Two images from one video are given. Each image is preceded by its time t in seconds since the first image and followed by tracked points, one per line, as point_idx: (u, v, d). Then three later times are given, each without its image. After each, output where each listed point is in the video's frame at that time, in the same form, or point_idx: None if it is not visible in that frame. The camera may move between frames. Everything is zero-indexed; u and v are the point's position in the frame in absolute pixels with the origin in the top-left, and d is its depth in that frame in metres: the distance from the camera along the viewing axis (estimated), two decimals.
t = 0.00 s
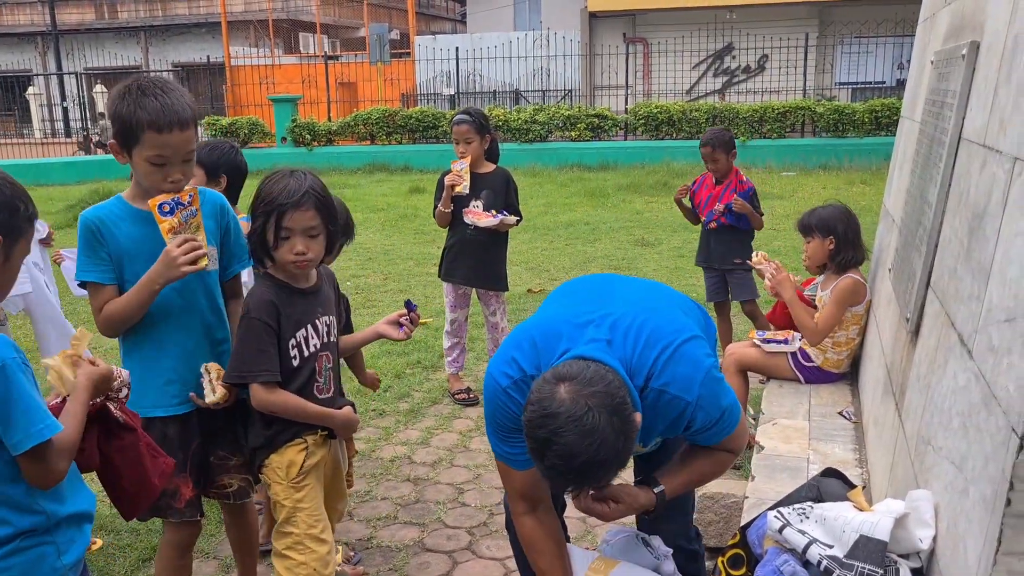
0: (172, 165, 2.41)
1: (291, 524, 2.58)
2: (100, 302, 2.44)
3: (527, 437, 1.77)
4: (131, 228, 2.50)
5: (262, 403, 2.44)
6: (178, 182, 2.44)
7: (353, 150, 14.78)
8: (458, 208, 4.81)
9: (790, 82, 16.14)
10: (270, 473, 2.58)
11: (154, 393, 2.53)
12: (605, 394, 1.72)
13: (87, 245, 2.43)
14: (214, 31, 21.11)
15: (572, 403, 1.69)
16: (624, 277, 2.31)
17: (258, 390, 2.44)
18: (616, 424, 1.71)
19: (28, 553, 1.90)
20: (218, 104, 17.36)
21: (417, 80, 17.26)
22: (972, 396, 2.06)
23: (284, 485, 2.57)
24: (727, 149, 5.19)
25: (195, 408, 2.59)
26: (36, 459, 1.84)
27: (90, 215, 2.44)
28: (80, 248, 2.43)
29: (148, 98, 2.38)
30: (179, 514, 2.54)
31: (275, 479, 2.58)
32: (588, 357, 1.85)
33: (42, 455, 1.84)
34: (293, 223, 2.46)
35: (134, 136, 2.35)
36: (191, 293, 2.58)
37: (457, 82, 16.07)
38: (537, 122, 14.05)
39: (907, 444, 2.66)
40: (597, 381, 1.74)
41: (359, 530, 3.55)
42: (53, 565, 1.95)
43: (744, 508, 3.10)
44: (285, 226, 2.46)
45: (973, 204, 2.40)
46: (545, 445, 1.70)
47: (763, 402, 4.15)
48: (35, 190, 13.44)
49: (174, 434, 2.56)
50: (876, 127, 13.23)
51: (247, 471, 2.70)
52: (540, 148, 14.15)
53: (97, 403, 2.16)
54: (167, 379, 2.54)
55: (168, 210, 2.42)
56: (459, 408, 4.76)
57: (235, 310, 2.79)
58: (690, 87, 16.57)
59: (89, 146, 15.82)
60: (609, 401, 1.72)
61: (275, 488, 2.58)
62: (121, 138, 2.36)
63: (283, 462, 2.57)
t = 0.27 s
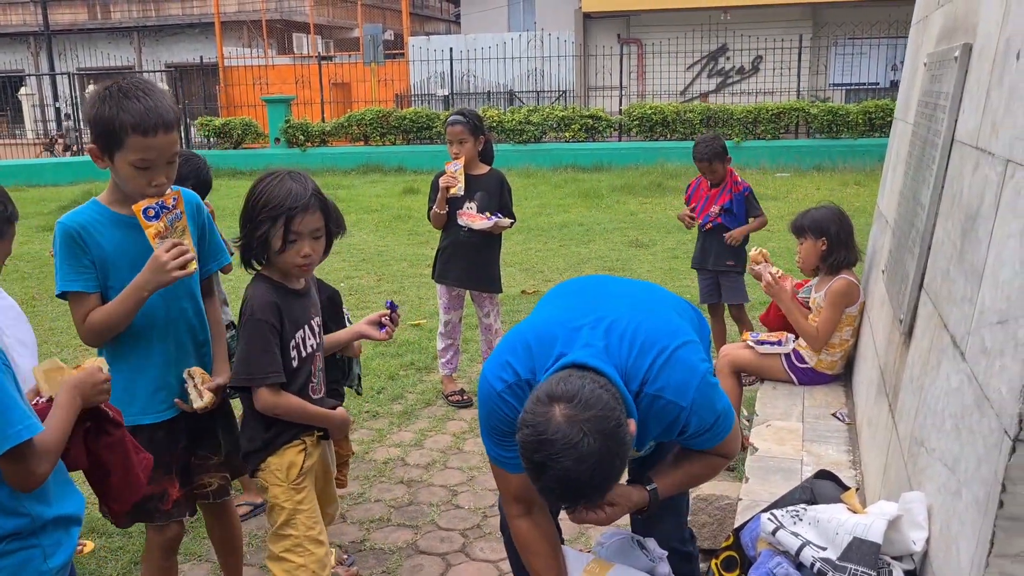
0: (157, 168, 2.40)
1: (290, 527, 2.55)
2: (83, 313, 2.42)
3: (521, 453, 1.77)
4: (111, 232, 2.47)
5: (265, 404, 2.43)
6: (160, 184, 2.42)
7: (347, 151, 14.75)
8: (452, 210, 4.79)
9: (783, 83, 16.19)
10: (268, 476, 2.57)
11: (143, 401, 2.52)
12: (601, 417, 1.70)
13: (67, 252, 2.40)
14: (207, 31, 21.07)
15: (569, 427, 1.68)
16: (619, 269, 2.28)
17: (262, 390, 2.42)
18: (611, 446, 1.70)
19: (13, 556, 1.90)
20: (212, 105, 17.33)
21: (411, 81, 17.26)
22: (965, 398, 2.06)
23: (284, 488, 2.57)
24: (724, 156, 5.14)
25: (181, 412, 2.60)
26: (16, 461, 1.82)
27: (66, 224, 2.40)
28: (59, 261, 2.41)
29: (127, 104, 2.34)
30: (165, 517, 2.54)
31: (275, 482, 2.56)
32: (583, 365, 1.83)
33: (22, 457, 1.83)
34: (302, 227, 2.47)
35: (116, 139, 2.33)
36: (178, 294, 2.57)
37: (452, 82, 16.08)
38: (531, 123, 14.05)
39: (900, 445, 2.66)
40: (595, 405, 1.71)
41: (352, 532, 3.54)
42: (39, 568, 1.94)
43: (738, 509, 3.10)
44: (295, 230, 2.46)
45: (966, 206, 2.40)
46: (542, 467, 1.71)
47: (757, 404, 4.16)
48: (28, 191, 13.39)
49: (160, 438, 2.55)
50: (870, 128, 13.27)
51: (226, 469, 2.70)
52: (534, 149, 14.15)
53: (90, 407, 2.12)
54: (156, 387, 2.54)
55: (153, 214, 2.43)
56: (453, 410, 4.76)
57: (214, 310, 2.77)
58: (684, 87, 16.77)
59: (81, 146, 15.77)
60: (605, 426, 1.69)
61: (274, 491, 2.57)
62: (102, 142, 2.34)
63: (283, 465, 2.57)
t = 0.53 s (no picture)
0: (153, 149, 2.40)
1: (308, 539, 2.55)
2: (86, 311, 2.38)
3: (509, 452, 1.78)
4: (104, 228, 2.45)
5: (274, 420, 2.43)
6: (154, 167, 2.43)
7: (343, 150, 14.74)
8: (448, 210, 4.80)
9: (778, 84, 16.23)
10: (280, 490, 2.55)
11: (144, 401, 2.51)
12: (589, 417, 1.71)
13: (64, 251, 2.36)
14: (203, 30, 21.05)
15: (555, 425, 1.69)
16: (623, 278, 2.30)
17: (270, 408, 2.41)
18: (599, 446, 1.71)
19: (7, 556, 1.91)
20: (207, 104, 17.31)
21: (407, 81, 17.25)
22: (958, 398, 2.08)
23: (299, 499, 2.56)
24: (724, 156, 5.16)
25: (182, 407, 2.60)
26: (10, 459, 1.83)
27: (56, 221, 2.37)
28: (57, 259, 2.36)
29: (118, 87, 2.36)
30: (167, 517, 2.57)
31: (288, 495, 2.55)
32: (575, 371, 1.85)
33: (15, 453, 1.83)
34: (304, 236, 2.48)
35: (115, 124, 2.32)
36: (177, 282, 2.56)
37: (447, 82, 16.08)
38: (527, 123, 14.06)
39: (895, 446, 2.68)
40: (584, 405, 1.72)
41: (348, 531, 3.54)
42: (33, 568, 1.95)
43: (733, 509, 3.11)
44: (298, 238, 2.46)
45: (960, 207, 2.41)
46: (528, 464, 1.72)
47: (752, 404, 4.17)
48: (24, 189, 13.36)
49: (162, 437, 2.56)
50: (865, 129, 13.30)
51: (224, 469, 2.72)
52: (530, 149, 14.15)
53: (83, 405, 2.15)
54: (157, 382, 2.53)
55: (154, 198, 2.40)
56: (449, 409, 4.76)
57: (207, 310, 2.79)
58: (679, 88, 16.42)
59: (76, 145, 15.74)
60: (593, 425, 1.71)
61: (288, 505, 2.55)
62: (97, 128, 2.32)
63: (295, 477, 2.56)
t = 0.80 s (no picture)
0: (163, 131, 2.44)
1: (253, 566, 2.46)
2: (139, 306, 2.38)
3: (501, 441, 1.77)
4: (131, 224, 2.45)
5: (242, 461, 2.30)
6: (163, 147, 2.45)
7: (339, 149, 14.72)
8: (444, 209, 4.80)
9: (774, 84, 16.27)
10: (225, 516, 2.47)
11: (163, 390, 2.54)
12: (583, 412, 1.71)
13: (109, 249, 2.36)
14: (199, 28, 21.01)
15: (550, 418, 1.69)
16: (627, 290, 2.30)
17: (238, 447, 2.28)
18: (592, 442, 1.70)
19: None
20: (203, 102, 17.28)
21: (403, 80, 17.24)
22: (953, 400, 2.07)
23: (241, 526, 2.46)
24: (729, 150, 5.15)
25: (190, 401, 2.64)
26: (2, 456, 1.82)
27: (86, 224, 2.34)
28: (104, 259, 2.35)
29: (103, 84, 2.32)
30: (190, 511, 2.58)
31: (231, 522, 2.46)
32: (570, 372, 1.85)
33: (7, 448, 1.83)
34: (332, 271, 2.39)
35: (143, 110, 2.35)
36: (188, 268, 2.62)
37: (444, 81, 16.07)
38: (523, 122, 14.05)
39: (890, 446, 2.68)
40: (577, 400, 1.73)
41: (343, 531, 3.53)
42: (24, 569, 1.94)
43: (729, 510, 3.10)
44: (326, 275, 2.37)
45: (956, 208, 2.42)
46: (520, 458, 1.71)
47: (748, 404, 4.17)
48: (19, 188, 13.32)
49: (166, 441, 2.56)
50: (860, 130, 13.32)
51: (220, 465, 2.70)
52: (525, 149, 14.14)
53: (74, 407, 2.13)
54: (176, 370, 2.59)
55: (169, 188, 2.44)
56: (444, 409, 4.76)
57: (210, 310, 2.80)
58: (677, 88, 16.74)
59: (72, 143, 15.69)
60: (586, 420, 1.71)
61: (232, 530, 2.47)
62: (125, 115, 2.33)
63: (236, 506, 2.45)
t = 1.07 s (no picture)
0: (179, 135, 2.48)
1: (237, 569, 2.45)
2: (156, 308, 2.39)
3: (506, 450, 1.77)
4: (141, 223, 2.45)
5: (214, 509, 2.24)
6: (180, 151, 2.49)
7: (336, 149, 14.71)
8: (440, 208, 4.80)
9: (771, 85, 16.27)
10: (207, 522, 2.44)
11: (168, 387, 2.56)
12: (585, 409, 1.72)
13: (119, 251, 2.33)
14: (196, 27, 20.98)
15: (553, 419, 1.69)
16: (619, 281, 2.29)
17: (209, 501, 2.22)
18: (596, 437, 1.70)
19: None
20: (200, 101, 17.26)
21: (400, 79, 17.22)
22: (950, 399, 2.08)
23: (220, 532, 2.43)
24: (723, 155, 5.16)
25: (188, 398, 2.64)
26: None
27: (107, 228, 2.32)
28: (118, 266, 2.33)
29: (128, 90, 2.34)
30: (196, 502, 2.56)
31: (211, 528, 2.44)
32: (566, 367, 1.85)
33: (4, 445, 1.82)
34: (349, 348, 2.24)
35: (164, 114, 2.39)
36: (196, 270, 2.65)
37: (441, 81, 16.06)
38: (520, 122, 14.05)
39: (886, 446, 2.68)
40: (577, 396, 1.73)
41: (339, 530, 3.53)
42: (19, 567, 1.93)
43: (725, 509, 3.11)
44: (343, 351, 2.23)
45: (952, 209, 2.42)
46: (527, 461, 1.71)
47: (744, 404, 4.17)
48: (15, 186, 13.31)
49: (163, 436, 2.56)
50: (857, 131, 13.34)
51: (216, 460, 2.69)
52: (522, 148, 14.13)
53: (68, 409, 2.15)
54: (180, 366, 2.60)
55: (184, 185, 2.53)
56: (440, 409, 4.75)
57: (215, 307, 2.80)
58: (673, 89, 16.83)
59: (68, 142, 15.68)
60: (588, 415, 1.71)
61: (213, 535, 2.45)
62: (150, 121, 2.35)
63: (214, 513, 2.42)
